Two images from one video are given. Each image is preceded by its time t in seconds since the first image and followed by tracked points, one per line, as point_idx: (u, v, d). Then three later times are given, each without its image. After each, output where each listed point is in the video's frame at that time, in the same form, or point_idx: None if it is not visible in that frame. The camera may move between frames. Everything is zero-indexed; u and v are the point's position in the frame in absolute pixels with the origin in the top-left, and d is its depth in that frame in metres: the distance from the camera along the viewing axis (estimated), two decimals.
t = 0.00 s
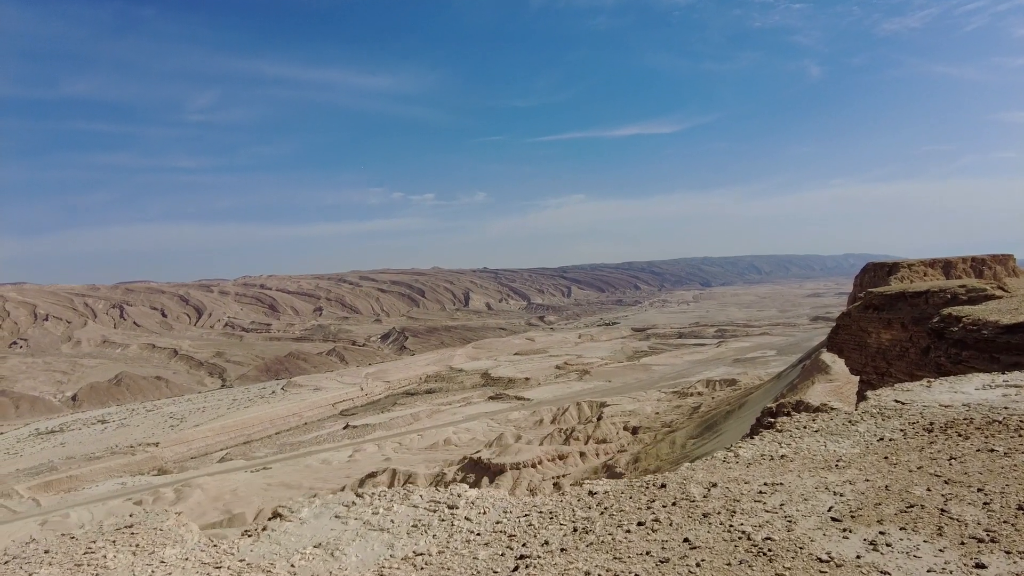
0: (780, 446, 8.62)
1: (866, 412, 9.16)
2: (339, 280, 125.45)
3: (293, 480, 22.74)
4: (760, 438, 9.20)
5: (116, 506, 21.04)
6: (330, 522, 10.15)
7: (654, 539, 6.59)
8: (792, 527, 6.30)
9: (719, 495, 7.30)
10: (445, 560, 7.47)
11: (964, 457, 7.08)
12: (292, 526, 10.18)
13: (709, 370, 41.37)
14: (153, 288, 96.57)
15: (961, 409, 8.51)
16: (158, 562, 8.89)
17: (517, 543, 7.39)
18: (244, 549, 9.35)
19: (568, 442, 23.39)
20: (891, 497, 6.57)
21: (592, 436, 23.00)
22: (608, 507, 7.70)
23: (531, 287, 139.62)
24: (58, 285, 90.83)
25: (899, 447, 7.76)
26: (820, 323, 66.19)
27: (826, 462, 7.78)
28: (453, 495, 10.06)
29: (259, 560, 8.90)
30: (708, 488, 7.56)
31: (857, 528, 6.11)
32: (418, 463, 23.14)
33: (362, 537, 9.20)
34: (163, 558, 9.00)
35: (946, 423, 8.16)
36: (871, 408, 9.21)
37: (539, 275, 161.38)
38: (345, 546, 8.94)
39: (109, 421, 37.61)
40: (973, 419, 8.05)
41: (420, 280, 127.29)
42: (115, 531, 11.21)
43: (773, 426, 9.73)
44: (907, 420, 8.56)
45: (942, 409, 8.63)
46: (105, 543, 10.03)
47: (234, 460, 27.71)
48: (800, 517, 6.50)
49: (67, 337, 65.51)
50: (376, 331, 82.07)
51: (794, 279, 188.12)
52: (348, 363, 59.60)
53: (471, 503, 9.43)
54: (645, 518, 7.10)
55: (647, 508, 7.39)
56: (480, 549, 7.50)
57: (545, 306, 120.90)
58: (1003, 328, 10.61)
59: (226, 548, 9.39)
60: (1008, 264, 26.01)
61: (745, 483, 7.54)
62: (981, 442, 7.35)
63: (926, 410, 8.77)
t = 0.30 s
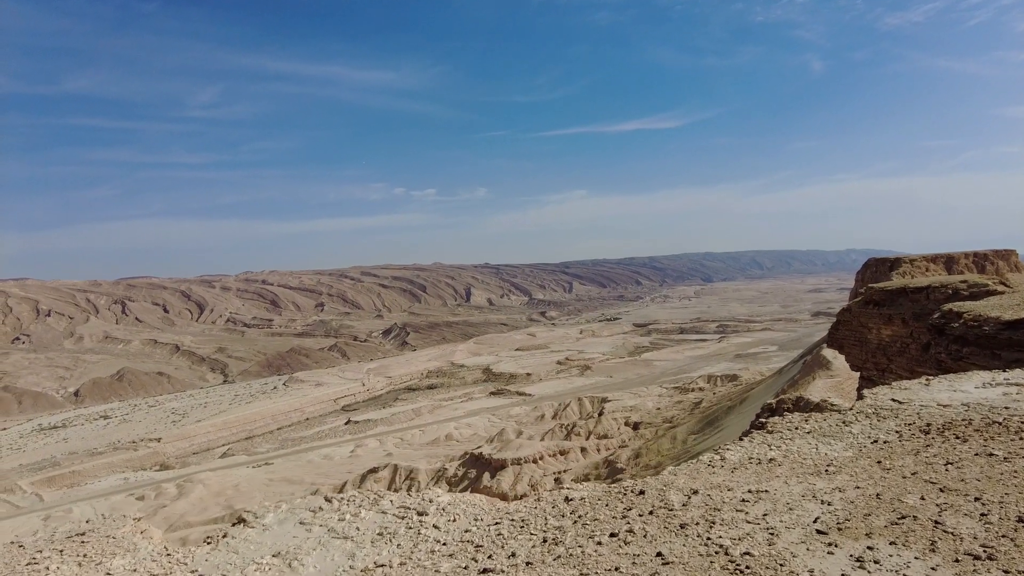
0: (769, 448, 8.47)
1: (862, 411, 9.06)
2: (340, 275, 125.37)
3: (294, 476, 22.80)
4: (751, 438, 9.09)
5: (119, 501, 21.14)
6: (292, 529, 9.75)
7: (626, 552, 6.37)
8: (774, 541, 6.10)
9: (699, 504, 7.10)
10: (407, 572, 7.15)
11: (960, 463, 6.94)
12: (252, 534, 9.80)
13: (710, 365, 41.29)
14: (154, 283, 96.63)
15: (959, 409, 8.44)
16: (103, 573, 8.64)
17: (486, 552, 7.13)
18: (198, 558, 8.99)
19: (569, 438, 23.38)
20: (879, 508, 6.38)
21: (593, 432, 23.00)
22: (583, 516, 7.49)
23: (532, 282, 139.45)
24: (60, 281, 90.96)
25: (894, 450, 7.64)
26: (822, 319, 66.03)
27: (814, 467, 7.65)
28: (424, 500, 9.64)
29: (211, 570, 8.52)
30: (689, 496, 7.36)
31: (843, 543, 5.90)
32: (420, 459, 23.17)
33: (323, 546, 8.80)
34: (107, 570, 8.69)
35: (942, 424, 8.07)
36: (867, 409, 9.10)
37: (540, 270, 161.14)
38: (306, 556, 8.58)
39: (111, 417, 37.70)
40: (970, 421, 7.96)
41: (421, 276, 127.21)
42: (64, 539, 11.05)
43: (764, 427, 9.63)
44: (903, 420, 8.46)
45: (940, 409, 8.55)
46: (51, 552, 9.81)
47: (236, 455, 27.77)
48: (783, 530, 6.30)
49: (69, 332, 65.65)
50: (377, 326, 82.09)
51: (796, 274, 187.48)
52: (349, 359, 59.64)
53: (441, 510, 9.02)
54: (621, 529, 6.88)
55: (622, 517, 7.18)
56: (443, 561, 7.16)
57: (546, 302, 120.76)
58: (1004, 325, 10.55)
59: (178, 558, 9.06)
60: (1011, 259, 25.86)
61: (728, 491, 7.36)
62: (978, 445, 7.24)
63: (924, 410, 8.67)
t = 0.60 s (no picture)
0: (758, 459, 8.11)
1: (857, 418, 8.76)
2: (342, 274, 125.51)
3: (296, 474, 22.83)
4: (741, 446, 8.73)
5: (120, 499, 21.21)
6: (254, 544, 9.75)
7: None
8: (754, 565, 5.61)
9: (677, 522, 6.65)
10: None
11: (958, 477, 6.55)
12: (211, 548, 9.86)
13: (711, 364, 41.26)
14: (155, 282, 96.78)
15: (957, 416, 8.21)
16: None
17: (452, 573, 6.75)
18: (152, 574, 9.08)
19: (570, 436, 23.37)
20: (870, 528, 5.90)
21: (594, 430, 22.99)
22: (553, 533, 7.12)
23: (534, 281, 139.48)
24: (62, 279, 91.10)
25: (888, 462, 7.27)
26: (823, 317, 66.03)
27: (804, 479, 7.23)
28: (395, 514, 9.50)
29: None
30: (668, 513, 6.92)
31: (829, 567, 5.37)
32: (421, 457, 23.20)
33: (284, 564, 8.77)
34: None
35: (940, 433, 7.77)
36: (862, 416, 8.80)
37: (542, 269, 161.12)
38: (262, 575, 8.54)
39: (113, 415, 37.79)
40: (969, 430, 7.68)
41: (423, 275, 127.26)
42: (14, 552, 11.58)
43: (754, 433, 9.31)
44: (899, 428, 8.17)
45: (939, 416, 8.31)
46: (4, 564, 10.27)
47: (237, 453, 27.81)
48: (766, 552, 5.80)
49: (71, 330, 65.80)
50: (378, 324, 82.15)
51: (798, 273, 187.28)
52: (351, 357, 59.71)
53: (410, 524, 8.84)
54: (593, 549, 6.45)
55: (595, 537, 6.73)
56: None
57: (548, 300, 120.84)
58: (1005, 325, 10.48)
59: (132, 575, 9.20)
60: (1013, 258, 25.79)
61: (710, 507, 6.91)
62: (979, 457, 6.89)
63: (922, 417, 8.39)
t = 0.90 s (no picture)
0: (750, 469, 7.85)
1: (857, 425, 8.61)
2: (343, 274, 125.54)
3: (296, 474, 22.82)
4: (735, 453, 8.51)
5: (120, 499, 21.19)
6: (212, 559, 9.68)
7: None
8: None
9: (660, 541, 6.28)
10: None
11: (964, 492, 6.31)
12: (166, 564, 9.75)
13: (712, 365, 41.27)
14: (156, 281, 96.79)
15: (961, 422, 8.11)
16: None
17: None
18: None
19: (570, 437, 23.34)
20: (870, 549, 5.55)
21: (594, 431, 22.98)
22: (527, 551, 6.78)
23: (534, 281, 139.50)
24: (62, 278, 91.09)
25: (890, 473, 7.06)
26: (824, 318, 65.97)
27: (798, 492, 6.97)
28: (366, 528, 9.44)
29: None
30: (651, 531, 6.57)
31: None
32: (421, 457, 23.16)
33: None
34: None
35: (944, 442, 7.61)
36: (862, 422, 8.65)
37: (542, 269, 161.07)
38: None
39: (113, 415, 37.82)
40: (974, 438, 7.54)
41: (423, 275, 127.30)
42: None
43: (749, 439, 9.10)
44: (901, 436, 8.02)
45: (943, 424, 8.16)
46: None
47: (237, 453, 27.78)
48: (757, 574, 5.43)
49: (71, 330, 65.80)
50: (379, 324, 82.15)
51: (798, 274, 187.42)
52: (351, 357, 59.72)
53: (378, 541, 8.76)
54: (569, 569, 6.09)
55: (571, 557, 6.39)
56: None
57: (548, 301, 120.85)
58: (1008, 327, 10.40)
59: None
60: (1014, 260, 25.76)
61: (696, 524, 6.56)
62: (986, 469, 6.70)
63: (925, 425, 8.26)
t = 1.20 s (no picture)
0: (737, 476, 7.68)
1: (854, 428, 8.44)
2: (343, 272, 125.60)
3: (296, 472, 22.84)
4: (725, 459, 8.37)
5: (120, 496, 21.23)
6: (161, 572, 10.11)
7: None
8: None
9: (636, 559, 6.05)
10: None
11: (967, 504, 6.04)
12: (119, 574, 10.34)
13: (712, 363, 41.30)
14: (156, 279, 96.80)
15: (963, 425, 7.92)
16: None
17: None
18: None
19: (570, 435, 23.36)
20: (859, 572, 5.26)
21: (594, 429, 23.00)
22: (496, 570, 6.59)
23: (535, 279, 139.51)
24: (62, 276, 91.12)
25: (887, 483, 6.83)
26: (824, 316, 65.99)
27: (789, 503, 6.76)
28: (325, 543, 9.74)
29: None
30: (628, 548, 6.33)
31: None
32: (420, 455, 23.18)
33: None
34: None
35: (946, 447, 7.39)
36: (860, 425, 8.48)
37: (542, 267, 161.04)
38: None
39: (113, 412, 37.87)
40: (977, 443, 7.32)
41: (423, 272, 127.35)
42: None
43: (740, 442, 8.98)
44: (900, 441, 7.83)
45: (944, 427, 7.95)
46: None
47: (237, 451, 27.82)
48: None
49: (71, 328, 65.82)
50: (379, 322, 82.16)
51: (799, 272, 187.41)
52: (351, 355, 59.75)
53: (336, 556, 8.96)
54: None
55: None
56: None
57: (549, 298, 120.92)
58: (1010, 325, 10.30)
59: None
60: (1015, 258, 25.72)
61: (675, 540, 6.31)
62: (991, 479, 6.42)
63: (925, 428, 8.07)
